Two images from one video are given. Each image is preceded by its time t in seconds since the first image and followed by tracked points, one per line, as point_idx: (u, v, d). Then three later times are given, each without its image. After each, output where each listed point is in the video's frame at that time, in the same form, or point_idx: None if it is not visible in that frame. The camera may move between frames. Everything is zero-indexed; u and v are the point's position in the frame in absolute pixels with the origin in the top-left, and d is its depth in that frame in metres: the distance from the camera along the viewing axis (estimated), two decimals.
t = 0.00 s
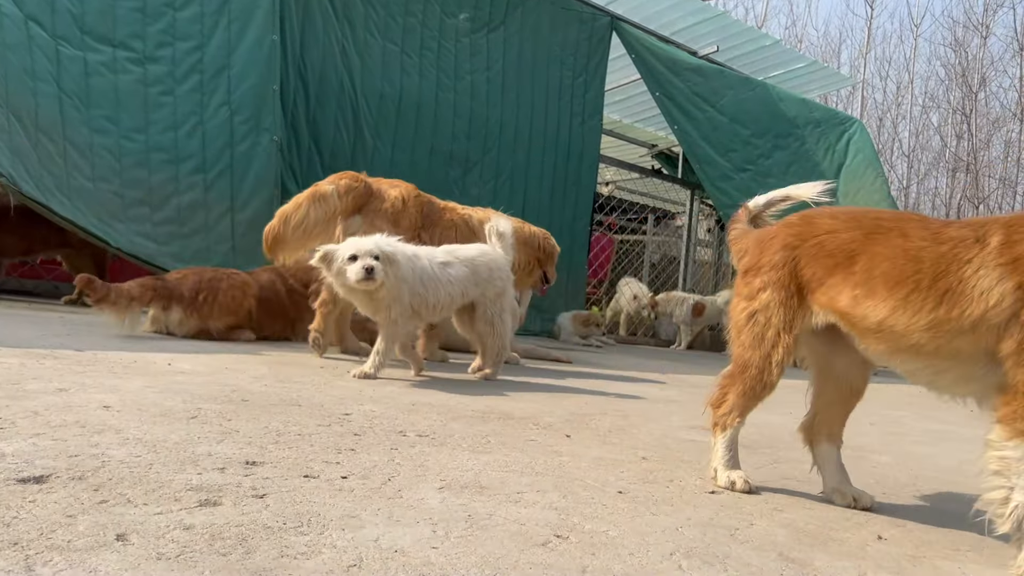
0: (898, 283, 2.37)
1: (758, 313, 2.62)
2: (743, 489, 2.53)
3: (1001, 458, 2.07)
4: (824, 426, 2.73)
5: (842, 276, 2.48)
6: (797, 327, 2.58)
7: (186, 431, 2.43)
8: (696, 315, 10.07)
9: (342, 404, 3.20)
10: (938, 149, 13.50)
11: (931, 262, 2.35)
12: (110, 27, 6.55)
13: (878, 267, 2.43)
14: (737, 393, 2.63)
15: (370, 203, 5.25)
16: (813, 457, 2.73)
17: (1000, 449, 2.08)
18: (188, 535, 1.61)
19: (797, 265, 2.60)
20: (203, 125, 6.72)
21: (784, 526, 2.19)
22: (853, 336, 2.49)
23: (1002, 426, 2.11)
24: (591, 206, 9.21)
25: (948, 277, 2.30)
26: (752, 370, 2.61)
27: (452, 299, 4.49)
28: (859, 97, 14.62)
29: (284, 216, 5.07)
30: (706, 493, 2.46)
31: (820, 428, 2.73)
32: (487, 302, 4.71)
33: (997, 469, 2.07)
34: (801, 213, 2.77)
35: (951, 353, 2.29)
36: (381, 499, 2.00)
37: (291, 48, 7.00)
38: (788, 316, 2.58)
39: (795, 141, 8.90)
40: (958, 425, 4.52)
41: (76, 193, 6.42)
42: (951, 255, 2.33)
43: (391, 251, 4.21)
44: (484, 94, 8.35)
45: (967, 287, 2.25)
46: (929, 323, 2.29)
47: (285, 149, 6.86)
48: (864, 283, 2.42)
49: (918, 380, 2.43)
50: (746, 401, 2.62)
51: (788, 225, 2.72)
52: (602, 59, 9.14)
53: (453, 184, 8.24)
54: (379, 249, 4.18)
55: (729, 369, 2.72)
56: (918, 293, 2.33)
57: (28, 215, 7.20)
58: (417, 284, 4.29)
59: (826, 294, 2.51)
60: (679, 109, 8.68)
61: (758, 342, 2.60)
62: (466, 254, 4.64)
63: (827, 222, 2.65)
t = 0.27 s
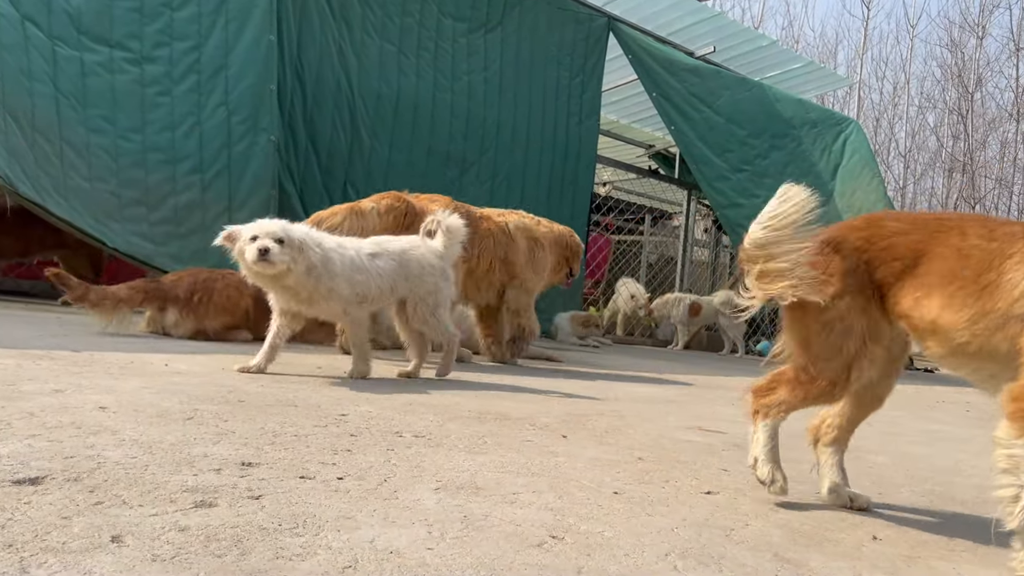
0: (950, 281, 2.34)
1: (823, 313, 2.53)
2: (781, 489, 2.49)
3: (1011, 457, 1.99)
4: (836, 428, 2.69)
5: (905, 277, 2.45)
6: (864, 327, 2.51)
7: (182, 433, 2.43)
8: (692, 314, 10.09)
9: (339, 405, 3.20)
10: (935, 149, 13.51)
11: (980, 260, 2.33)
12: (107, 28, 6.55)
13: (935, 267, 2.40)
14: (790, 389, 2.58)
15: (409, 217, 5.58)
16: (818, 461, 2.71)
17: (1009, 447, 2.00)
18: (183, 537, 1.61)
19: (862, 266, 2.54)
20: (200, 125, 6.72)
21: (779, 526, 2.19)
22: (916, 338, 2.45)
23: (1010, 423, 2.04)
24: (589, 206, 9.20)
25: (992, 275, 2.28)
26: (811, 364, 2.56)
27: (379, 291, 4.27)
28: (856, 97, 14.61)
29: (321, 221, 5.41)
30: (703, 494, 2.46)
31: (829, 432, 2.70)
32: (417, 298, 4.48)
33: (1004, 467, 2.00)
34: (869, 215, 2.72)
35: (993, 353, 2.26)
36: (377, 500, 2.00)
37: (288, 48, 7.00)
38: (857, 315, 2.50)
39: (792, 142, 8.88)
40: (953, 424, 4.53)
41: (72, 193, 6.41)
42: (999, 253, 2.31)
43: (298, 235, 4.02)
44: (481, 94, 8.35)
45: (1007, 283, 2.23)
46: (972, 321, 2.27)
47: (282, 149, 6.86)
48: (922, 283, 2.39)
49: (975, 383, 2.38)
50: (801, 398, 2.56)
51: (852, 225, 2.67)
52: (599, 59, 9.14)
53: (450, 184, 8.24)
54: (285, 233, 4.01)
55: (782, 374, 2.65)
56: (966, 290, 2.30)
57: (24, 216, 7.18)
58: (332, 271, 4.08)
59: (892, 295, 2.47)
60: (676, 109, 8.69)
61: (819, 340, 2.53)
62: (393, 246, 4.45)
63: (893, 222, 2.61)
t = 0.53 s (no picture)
0: (968, 288, 2.21)
1: (821, 319, 2.41)
2: (834, 528, 2.23)
3: None
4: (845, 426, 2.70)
5: (914, 279, 2.31)
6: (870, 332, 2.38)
7: (178, 434, 2.44)
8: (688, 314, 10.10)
9: (336, 405, 3.21)
10: (930, 149, 13.53)
11: (1001, 266, 2.21)
12: (104, 28, 6.54)
13: (948, 270, 2.26)
14: (809, 413, 2.40)
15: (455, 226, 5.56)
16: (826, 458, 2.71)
17: None
18: (179, 538, 1.61)
19: (864, 268, 2.40)
20: (197, 126, 6.71)
21: (774, 527, 2.20)
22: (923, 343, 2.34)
23: None
24: (586, 207, 9.20)
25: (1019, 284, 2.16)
26: (824, 380, 2.39)
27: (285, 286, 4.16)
28: (852, 97, 14.60)
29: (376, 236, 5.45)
30: (698, 494, 2.47)
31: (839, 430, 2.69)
32: (338, 290, 4.32)
33: None
34: (864, 213, 2.59)
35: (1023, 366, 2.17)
36: (374, 501, 2.01)
37: (286, 49, 7.02)
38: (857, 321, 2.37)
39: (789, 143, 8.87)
40: (948, 425, 4.54)
41: (69, 194, 6.43)
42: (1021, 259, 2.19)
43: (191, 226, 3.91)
44: (478, 95, 8.36)
45: None
46: (1000, 335, 2.16)
47: (280, 150, 6.86)
48: (935, 288, 2.26)
49: (993, 393, 2.29)
50: (820, 419, 2.38)
51: (853, 226, 2.52)
52: (596, 60, 9.13)
53: (447, 184, 8.25)
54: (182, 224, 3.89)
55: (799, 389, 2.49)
56: (988, 300, 2.18)
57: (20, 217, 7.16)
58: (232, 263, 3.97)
59: (897, 297, 2.33)
60: (673, 112, 8.73)
61: (825, 350, 2.39)
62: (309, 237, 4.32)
63: (895, 221, 2.47)
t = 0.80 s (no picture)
0: (951, 288, 2.23)
1: (824, 327, 2.41)
2: (830, 529, 2.22)
3: None
4: (854, 435, 2.67)
5: (904, 281, 2.32)
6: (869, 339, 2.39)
7: (173, 435, 2.43)
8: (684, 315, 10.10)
9: (332, 407, 3.21)
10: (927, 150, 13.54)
11: (984, 265, 2.22)
12: (101, 29, 6.53)
13: (934, 272, 2.28)
14: (809, 420, 2.40)
15: (496, 247, 5.69)
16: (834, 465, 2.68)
17: None
18: (173, 541, 1.61)
19: (860, 270, 2.41)
20: (193, 127, 6.71)
21: (770, 528, 2.20)
22: (914, 344, 2.34)
23: None
24: (583, 207, 9.19)
25: (1004, 282, 2.16)
26: (827, 389, 2.39)
27: (195, 272, 3.89)
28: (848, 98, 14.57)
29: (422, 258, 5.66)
30: (693, 495, 2.47)
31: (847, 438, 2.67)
32: (262, 283, 4.13)
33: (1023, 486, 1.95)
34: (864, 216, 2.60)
35: (1009, 366, 2.17)
36: (368, 503, 2.01)
37: (282, 50, 7.02)
38: (856, 327, 2.38)
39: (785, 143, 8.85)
40: (944, 426, 4.55)
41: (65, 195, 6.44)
42: (1004, 258, 2.20)
43: (90, 213, 3.70)
44: (475, 96, 8.35)
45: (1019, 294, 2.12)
46: (981, 334, 2.16)
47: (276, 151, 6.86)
48: (922, 289, 2.27)
49: (985, 393, 2.29)
50: (820, 427, 2.39)
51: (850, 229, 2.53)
52: (593, 61, 9.13)
53: (444, 185, 8.25)
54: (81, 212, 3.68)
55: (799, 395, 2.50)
56: (970, 299, 2.19)
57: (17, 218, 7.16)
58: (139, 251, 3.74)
59: (889, 300, 2.34)
60: (670, 111, 8.78)
61: (827, 358, 2.40)
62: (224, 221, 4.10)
63: (890, 224, 2.48)
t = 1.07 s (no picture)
0: (943, 292, 2.25)
1: (830, 322, 2.41)
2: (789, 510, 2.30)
3: None
4: (848, 438, 2.68)
5: (902, 285, 2.34)
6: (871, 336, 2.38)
7: (168, 437, 2.43)
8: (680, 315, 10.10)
9: (327, 408, 3.20)
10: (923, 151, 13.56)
11: (974, 271, 2.24)
12: (96, 29, 6.51)
13: (929, 277, 2.30)
14: (805, 411, 2.41)
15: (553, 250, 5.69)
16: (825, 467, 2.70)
17: None
18: (167, 543, 1.61)
19: (862, 273, 2.43)
20: (189, 128, 6.70)
21: (764, 529, 2.21)
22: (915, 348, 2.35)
23: None
24: (579, 208, 9.19)
25: (989, 289, 2.19)
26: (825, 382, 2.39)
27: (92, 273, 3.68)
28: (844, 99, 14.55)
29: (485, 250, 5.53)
30: (689, 496, 2.47)
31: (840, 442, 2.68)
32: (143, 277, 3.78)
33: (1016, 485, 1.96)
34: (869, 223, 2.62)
35: (998, 370, 2.17)
36: (363, 505, 2.00)
37: (278, 50, 7.01)
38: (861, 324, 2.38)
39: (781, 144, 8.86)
40: (939, 427, 4.55)
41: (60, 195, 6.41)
42: (995, 264, 2.22)
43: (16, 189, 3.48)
44: (471, 97, 8.35)
45: (1008, 299, 2.14)
46: (970, 337, 2.18)
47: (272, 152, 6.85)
48: (918, 293, 2.29)
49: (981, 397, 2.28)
50: (811, 413, 2.41)
51: (852, 235, 2.56)
52: (589, 62, 9.14)
53: (440, 185, 8.25)
54: None
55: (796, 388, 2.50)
56: (960, 304, 2.21)
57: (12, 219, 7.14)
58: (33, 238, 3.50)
59: (890, 303, 2.36)
60: (666, 112, 8.79)
61: (834, 353, 2.38)
62: (128, 213, 3.84)
63: (892, 230, 2.50)
